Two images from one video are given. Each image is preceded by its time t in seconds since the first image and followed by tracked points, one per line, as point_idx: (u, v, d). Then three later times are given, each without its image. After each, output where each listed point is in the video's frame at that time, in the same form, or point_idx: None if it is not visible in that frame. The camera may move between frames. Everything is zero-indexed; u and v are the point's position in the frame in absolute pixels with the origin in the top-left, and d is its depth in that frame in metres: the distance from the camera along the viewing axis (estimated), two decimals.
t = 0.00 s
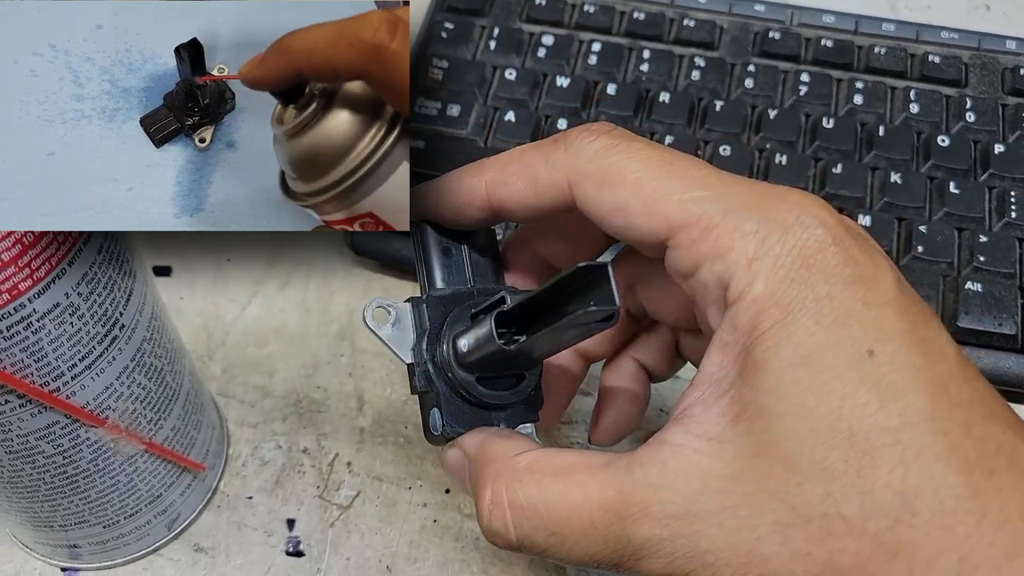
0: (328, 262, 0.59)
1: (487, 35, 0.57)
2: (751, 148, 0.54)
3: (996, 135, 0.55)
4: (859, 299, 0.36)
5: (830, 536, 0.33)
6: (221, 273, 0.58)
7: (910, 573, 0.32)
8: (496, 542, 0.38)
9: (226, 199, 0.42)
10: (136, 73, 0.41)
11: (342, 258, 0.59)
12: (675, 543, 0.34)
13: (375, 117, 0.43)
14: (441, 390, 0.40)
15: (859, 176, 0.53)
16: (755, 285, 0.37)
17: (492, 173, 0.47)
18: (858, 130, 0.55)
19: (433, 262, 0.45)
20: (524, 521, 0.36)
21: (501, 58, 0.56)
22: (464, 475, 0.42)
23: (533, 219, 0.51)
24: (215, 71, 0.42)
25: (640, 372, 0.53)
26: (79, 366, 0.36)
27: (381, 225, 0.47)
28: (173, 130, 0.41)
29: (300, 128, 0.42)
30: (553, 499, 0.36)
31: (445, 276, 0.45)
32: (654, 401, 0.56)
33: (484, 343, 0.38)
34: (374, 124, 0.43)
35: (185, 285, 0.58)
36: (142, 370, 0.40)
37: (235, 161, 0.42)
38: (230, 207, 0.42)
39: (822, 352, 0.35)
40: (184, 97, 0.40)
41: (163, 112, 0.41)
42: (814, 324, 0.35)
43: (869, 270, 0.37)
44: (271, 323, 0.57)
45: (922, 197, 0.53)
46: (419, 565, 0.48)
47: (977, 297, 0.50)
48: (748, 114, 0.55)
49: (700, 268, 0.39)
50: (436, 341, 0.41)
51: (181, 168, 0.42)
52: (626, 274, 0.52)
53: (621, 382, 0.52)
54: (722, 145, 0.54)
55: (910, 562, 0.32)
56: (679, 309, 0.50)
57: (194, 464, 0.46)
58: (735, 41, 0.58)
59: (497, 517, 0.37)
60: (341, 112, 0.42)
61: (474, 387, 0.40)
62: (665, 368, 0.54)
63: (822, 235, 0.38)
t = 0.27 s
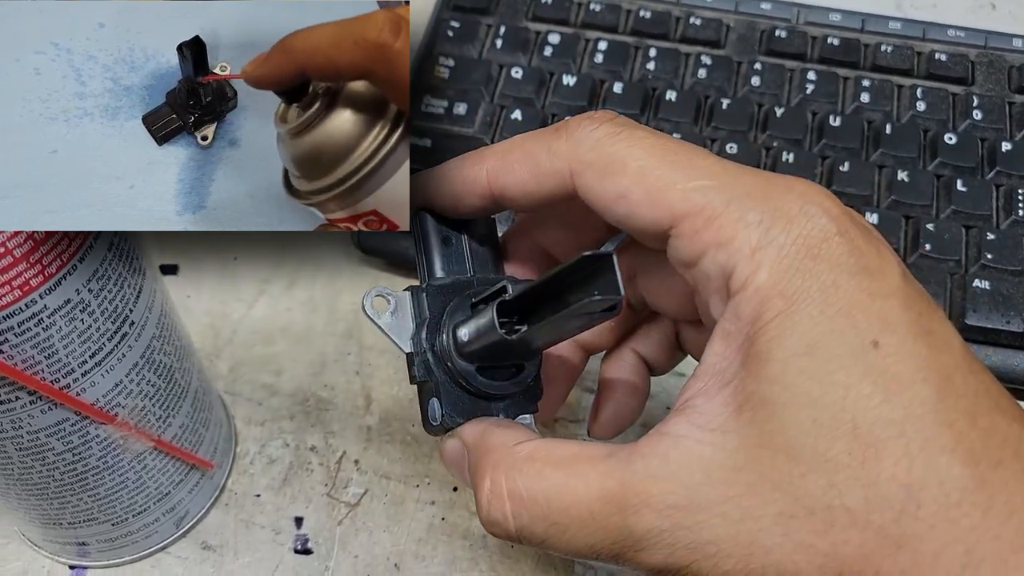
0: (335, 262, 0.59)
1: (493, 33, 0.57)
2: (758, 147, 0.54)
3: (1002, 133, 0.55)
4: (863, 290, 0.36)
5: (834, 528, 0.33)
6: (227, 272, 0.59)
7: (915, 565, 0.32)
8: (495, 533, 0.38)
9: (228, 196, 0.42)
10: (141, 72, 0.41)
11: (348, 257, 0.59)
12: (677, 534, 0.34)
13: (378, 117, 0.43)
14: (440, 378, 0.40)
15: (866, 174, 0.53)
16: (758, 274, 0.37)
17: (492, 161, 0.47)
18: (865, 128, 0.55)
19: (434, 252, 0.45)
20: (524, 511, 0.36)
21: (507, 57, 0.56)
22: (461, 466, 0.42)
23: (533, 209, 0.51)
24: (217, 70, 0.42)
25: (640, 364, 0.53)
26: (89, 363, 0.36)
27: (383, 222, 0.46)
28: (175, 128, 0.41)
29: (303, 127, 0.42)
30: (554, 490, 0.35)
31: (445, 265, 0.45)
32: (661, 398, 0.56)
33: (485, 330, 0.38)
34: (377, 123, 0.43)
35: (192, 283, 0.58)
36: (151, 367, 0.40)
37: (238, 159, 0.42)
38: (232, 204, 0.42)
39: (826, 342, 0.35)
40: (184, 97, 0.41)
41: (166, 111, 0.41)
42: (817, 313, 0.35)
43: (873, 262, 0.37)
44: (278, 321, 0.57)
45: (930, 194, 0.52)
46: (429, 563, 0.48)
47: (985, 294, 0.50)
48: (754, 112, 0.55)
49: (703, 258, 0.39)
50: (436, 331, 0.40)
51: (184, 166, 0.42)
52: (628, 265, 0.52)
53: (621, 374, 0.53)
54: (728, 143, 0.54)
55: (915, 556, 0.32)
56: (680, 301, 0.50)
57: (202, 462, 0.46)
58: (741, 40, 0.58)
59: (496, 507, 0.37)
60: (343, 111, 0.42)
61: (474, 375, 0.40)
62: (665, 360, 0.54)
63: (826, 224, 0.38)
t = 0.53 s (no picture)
0: (341, 259, 0.59)
1: (499, 32, 0.57)
2: (763, 145, 0.54)
3: (1007, 132, 0.55)
4: (866, 294, 0.36)
5: (836, 532, 0.33)
6: (232, 270, 0.59)
7: (917, 570, 0.32)
8: (498, 537, 0.38)
9: (228, 195, 0.43)
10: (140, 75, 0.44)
11: (355, 254, 0.58)
12: (680, 539, 0.34)
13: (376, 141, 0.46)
14: (444, 384, 0.40)
15: (870, 172, 0.53)
16: (760, 278, 0.37)
17: (497, 167, 0.46)
18: (869, 127, 0.55)
19: (438, 257, 0.45)
20: (527, 516, 0.36)
21: (512, 55, 0.57)
22: (465, 469, 0.42)
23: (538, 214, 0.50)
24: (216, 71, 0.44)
25: (647, 368, 0.53)
26: (98, 357, 0.36)
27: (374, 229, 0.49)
28: (174, 129, 0.43)
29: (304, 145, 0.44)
30: (557, 495, 0.35)
31: (450, 270, 0.44)
32: (667, 397, 0.57)
33: (487, 336, 0.37)
34: (375, 149, 0.46)
35: (199, 281, 0.58)
36: (159, 362, 0.40)
37: (237, 160, 0.44)
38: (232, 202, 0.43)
39: (826, 347, 0.35)
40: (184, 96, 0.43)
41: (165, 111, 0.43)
42: (819, 319, 0.35)
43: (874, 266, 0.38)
44: (284, 319, 0.57)
45: (934, 193, 0.53)
46: (434, 559, 0.48)
47: (990, 292, 0.50)
48: (759, 110, 0.55)
49: (705, 263, 0.39)
50: (440, 336, 0.40)
51: (184, 167, 0.43)
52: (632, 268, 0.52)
53: (628, 379, 0.53)
54: (733, 142, 0.54)
55: (918, 560, 0.33)
56: (684, 304, 0.50)
57: (209, 458, 0.46)
58: (746, 39, 0.58)
59: (500, 511, 0.37)
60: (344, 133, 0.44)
61: (478, 381, 0.39)
62: (672, 365, 0.54)
63: (828, 228, 0.38)
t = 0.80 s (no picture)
0: (341, 255, 0.59)
1: (502, 28, 0.58)
2: (765, 141, 0.54)
3: (1007, 129, 0.55)
4: (875, 287, 0.37)
5: (842, 528, 0.33)
6: (236, 265, 0.59)
7: (925, 565, 0.33)
8: (501, 533, 0.38)
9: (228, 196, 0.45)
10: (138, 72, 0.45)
11: (357, 250, 0.58)
12: (685, 534, 0.34)
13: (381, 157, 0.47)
14: (448, 378, 0.40)
15: (872, 168, 0.53)
16: (767, 271, 0.37)
17: (502, 160, 0.46)
18: (871, 123, 0.55)
19: (444, 251, 0.45)
20: (531, 511, 0.36)
21: (514, 52, 0.57)
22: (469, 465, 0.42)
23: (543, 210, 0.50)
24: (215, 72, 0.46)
25: (652, 364, 0.54)
26: (104, 348, 0.36)
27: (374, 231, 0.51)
28: (173, 130, 0.44)
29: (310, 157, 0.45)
30: (561, 489, 0.35)
31: (455, 266, 0.44)
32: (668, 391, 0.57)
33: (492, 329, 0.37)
34: (378, 165, 0.47)
35: (203, 277, 0.58)
36: (164, 354, 0.40)
37: (237, 162, 0.45)
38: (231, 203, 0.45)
39: (832, 342, 0.35)
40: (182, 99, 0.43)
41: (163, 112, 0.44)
42: (826, 312, 0.36)
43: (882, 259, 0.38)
44: (286, 314, 0.57)
45: (935, 189, 0.53)
46: (437, 552, 0.48)
47: (991, 287, 0.50)
48: (760, 107, 0.55)
49: (712, 255, 0.40)
50: (444, 331, 0.41)
51: (183, 167, 0.44)
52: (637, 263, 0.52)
53: (633, 374, 0.53)
54: (736, 137, 0.54)
55: (926, 556, 0.33)
56: (689, 300, 0.51)
57: (214, 451, 0.46)
58: (748, 36, 0.58)
59: (503, 506, 0.37)
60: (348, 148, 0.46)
61: (482, 376, 0.40)
62: (677, 361, 0.54)
63: (835, 221, 0.38)
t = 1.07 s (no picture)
0: (353, 256, 0.59)
1: (511, 32, 0.58)
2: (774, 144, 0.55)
3: (1015, 133, 0.55)
4: (874, 308, 0.37)
5: (839, 557, 0.34)
6: (250, 265, 0.59)
7: None
8: (505, 549, 0.39)
9: (225, 196, 0.46)
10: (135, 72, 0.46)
11: (368, 250, 0.59)
12: (682, 560, 0.35)
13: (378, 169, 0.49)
14: (456, 393, 0.41)
15: (880, 172, 0.54)
16: (764, 292, 0.38)
17: (511, 178, 0.47)
18: (879, 127, 0.55)
19: (457, 267, 0.45)
20: (533, 530, 0.37)
21: (524, 55, 0.57)
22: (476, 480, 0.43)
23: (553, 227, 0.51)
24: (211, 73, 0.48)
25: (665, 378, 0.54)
26: (124, 348, 0.37)
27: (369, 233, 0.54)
28: (171, 131, 0.46)
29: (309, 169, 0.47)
30: (562, 510, 0.36)
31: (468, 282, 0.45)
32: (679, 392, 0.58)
33: (495, 344, 0.38)
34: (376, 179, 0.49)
35: (216, 278, 0.59)
36: (182, 354, 0.41)
37: (233, 161, 0.47)
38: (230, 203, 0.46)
39: (832, 366, 0.35)
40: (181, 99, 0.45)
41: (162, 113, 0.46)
42: (823, 334, 0.36)
43: (882, 279, 0.38)
44: (299, 315, 0.58)
45: (943, 192, 0.53)
46: (451, 551, 0.49)
47: (998, 290, 0.51)
48: (769, 111, 0.56)
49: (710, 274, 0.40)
50: (454, 346, 0.41)
51: (181, 168, 0.46)
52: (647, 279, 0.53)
53: (646, 391, 0.53)
54: (744, 141, 0.55)
55: None
56: (699, 316, 0.51)
57: (228, 451, 0.47)
58: (756, 40, 0.58)
59: (506, 525, 0.38)
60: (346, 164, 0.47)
61: (489, 392, 0.40)
62: (691, 373, 0.55)
63: (833, 240, 0.39)
